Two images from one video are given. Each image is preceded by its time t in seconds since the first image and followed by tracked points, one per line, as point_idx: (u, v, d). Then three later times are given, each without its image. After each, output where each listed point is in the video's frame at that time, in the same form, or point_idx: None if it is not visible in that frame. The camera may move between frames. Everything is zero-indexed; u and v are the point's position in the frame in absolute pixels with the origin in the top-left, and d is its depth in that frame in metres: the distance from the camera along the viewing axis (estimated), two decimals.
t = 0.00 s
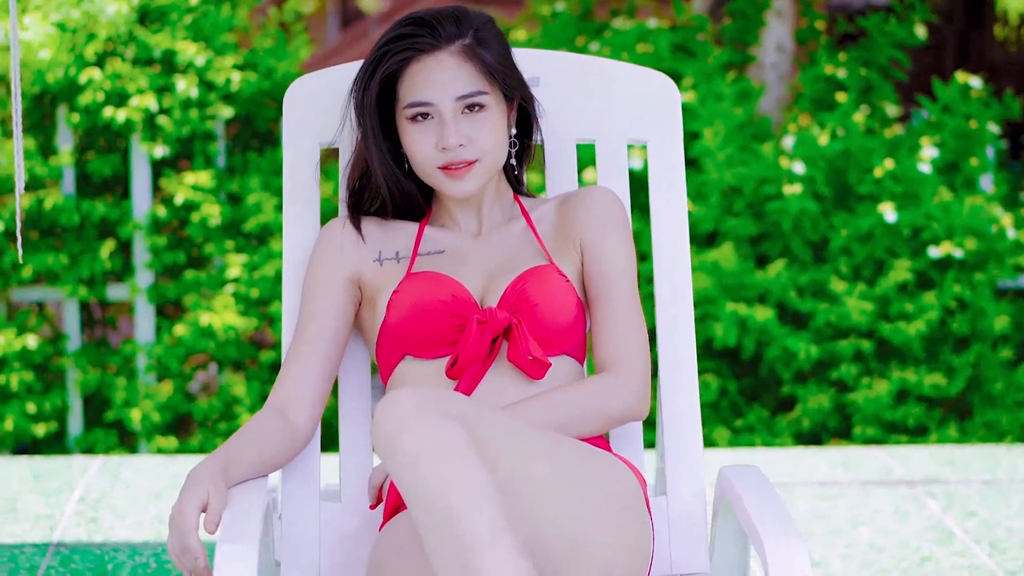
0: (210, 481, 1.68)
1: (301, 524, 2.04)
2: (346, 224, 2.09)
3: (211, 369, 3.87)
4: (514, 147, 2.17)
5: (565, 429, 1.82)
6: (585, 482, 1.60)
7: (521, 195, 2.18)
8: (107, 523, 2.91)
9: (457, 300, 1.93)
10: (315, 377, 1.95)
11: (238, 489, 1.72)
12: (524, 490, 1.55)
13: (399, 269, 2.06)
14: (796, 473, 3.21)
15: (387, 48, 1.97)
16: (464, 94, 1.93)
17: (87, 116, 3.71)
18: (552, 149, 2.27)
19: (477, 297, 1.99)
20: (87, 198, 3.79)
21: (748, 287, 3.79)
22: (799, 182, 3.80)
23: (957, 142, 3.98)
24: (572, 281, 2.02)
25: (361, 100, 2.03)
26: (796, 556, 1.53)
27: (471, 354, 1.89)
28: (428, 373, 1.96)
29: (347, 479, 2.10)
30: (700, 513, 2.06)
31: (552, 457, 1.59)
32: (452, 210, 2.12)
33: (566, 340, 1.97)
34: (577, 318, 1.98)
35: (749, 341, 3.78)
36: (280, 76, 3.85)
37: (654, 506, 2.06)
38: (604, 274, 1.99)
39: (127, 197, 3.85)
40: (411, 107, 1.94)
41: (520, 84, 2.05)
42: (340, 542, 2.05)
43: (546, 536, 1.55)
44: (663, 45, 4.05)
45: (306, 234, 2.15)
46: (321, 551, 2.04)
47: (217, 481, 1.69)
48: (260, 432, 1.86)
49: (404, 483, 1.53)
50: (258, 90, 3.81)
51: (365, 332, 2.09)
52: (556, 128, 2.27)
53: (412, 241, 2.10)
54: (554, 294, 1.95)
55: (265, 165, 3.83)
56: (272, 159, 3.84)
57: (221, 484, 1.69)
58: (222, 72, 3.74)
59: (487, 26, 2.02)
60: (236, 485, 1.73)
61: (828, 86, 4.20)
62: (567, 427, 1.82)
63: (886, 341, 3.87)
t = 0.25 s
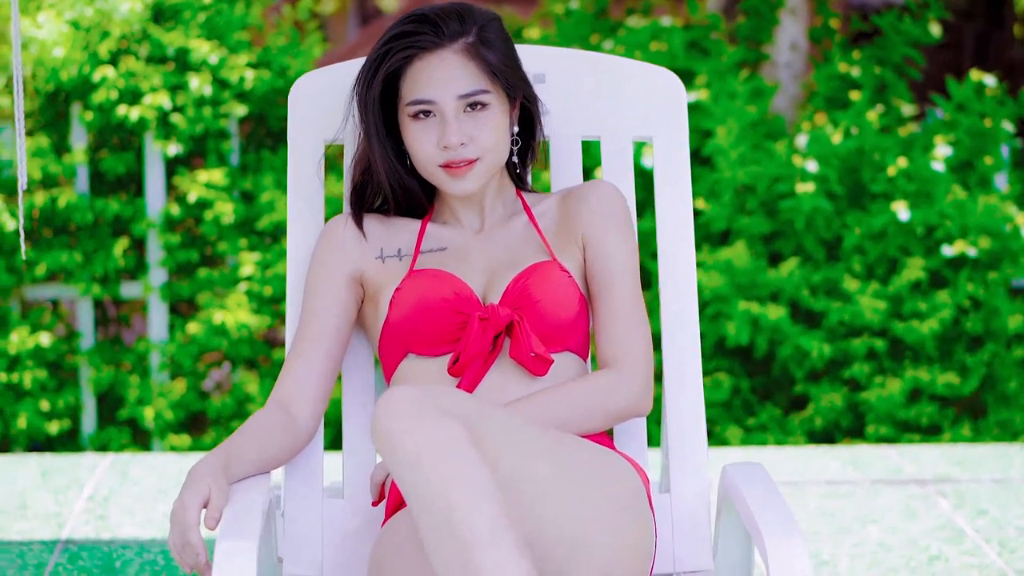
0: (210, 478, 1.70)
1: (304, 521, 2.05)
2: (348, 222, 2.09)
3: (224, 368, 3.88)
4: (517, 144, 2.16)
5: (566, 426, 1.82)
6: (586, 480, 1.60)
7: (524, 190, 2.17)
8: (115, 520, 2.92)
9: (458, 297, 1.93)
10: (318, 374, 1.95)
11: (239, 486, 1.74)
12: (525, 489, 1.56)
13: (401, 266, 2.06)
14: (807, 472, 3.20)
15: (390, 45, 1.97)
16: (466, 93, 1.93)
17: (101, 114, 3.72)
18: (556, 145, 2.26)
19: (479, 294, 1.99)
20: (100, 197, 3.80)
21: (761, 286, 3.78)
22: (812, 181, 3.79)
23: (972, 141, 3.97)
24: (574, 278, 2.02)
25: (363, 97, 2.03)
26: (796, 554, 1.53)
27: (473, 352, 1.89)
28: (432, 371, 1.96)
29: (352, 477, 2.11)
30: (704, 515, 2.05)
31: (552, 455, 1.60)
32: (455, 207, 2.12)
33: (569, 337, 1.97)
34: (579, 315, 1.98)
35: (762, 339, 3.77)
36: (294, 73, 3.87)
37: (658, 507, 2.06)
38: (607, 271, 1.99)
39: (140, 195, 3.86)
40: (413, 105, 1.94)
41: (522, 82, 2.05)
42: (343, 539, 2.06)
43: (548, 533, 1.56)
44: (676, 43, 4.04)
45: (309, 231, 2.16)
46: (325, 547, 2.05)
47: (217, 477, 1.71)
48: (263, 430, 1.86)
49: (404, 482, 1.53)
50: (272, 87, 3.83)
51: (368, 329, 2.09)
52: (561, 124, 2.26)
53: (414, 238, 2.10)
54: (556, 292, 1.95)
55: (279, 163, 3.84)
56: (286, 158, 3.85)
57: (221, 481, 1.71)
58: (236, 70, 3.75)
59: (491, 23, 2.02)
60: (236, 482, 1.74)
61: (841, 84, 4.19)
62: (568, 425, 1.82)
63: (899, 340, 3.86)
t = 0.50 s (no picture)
0: (208, 475, 1.69)
1: (302, 521, 2.06)
2: (344, 223, 2.10)
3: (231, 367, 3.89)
4: (514, 146, 2.15)
5: (563, 426, 1.82)
6: (582, 478, 1.61)
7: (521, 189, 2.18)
8: (118, 520, 2.93)
9: (454, 297, 1.93)
10: (314, 375, 1.96)
11: (236, 485, 1.74)
12: (524, 490, 1.56)
13: (398, 266, 2.06)
14: (812, 472, 3.20)
15: (387, 44, 1.97)
16: (463, 93, 1.92)
17: (108, 113, 3.73)
18: (556, 144, 2.27)
19: (476, 293, 1.99)
20: (108, 196, 3.81)
21: (767, 286, 3.78)
22: (818, 180, 3.77)
23: (979, 140, 3.96)
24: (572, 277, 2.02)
25: (361, 96, 2.03)
26: (792, 554, 1.52)
27: (469, 353, 1.89)
28: (429, 372, 1.96)
29: (350, 477, 2.12)
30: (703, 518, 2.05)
31: (549, 453, 1.60)
32: (451, 208, 2.13)
33: (566, 337, 1.97)
34: (576, 313, 1.98)
35: (768, 339, 3.77)
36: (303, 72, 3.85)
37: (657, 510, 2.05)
38: (604, 271, 1.99)
39: (148, 194, 3.87)
40: (409, 104, 1.94)
41: (519, 84, 2.05)
42: (341, 538, 2.06)
43: (545, 531, 1.56)
44: (684, 42, 4.04)
45: (307, 230, 2.16)
46: (323, 547, 2.05)
47: (215, 474, 1.71)
48: (260, 432, 1.86)
49: (402, 481, 1.52)
50: (280, 87, 3.83)
51: (365, 329, 2.09)
52: (560, 124, 2.26)
53: (412, 239, 2.10)
54: (553, 291, 1.95)
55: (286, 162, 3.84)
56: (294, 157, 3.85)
57: (218, 479, 1.71)
58: (244, 70, 3.75)
59: (490, 24, 2.01)
60: (233, 481, 1.74)
61: (849, 84, 4.18)
62: (565, 424, 1.82)
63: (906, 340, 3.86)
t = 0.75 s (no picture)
0: (203, 475, 1.69)
1: (299, 521, 2.06)
2: (339, 224, 2.10)
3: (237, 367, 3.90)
4: (509, 147, 2.16)
5: (557, 426, 1.82)
6: (576, 475, 1.62)
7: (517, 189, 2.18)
8: (119, 520, 2.94)
9: (449, 299, 1.93)
10: (309, 377, 1.96)
11: (232, 486, 1.74)
12: (517, 490, 1.56)
13: (393, 268, 2.06)
14: (815, 473, 3.20)
15: (383, 45, 1.97)
16: (459, 96, 1.92)
17: (114, 113, 3.73)
18: (554, 144, 2.27)
19: (470, 295, 1.99)
20: (113, 196, 3.81)
21: (772, 286, 3.78)
22: (823, 181, 3.77)
23: (985, 141, 3.95)
24: (567, 277, 2.02)
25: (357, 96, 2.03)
26: (785, 552, 1.52)
27: (464, 354, 1.90)
28: (427, 372, 1.97)
29: (346, 478, 2.12)
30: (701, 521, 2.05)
31: (542, 451, 1.60)
32: (446, 208, 2.13)
33: (562, 337, 1.97)
34: (572, 313, 1.98)
35: (773, 340, 3.77)
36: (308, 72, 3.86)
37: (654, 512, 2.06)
38: (599, 271, 1.99)
39: (154, 194, 3.88)
40: (405, 105, 1.93)
41: (515, 87, 2.05)
42: (337, 539, 2.07)
43: (538, 528, 1.57)
44: (689, 43, 4.03)
45: (304, 232, 2.17)
46: (319, 548, 2.06)
47: (211, 474, 1.70)
48: (255, 434, 1.87)
49: (394, 481, 1.52)
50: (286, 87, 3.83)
51: (361, 330, 2.10)
52: (559, 124, 2.27)
53: (407, 240, 2.11)
54: (548, 292, 1.95)
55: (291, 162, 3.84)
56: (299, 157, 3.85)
57: (214, 479, 1.71)
58: (249, 70, 3.75)
59: (486, 26, 2.01)
60: (228, 482, 1.74)
61: (855, 84, 4.18)
62: (559, 425, 1.82)
63: (911, 340, 3.85)
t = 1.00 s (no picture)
0: (203, 476, 1.70)
1: (298, 523, 2.06)
2: (339, 226, 2.10)
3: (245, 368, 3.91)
4: (507, 150, 2.16)
5: (555, 428, 1.83)
6: (575, 476, 1.62)
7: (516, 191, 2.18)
8: (123, 520, 2.95)
9: (446, 301, 1.94)
10: (308, 379, 1.97)
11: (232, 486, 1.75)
12: (515, 492, 1.57)
13: (391, 270, 2.06)
14: (820, 474, 3.20)
15: (383, 48, 1.97)
16: (459, 99, 1.92)
17: (122, 114, 3.73)
18: (555, 146, 2.27)
19: (469, 296, 2.00)
20: (121, 196, 3.82)
21: (778, 288, 3.78)
22: (830, 182, 3.76)
23: (992, 142, 3.95)
24: (566, 278, 2.02)
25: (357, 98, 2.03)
26: (782, 552, 1.53)
27: (463, 356, 1.90)
28: (428, 373, 1.97)
29: (346, 479, 2.12)
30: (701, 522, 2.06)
31: (540, 451, 1.61)
32: (445, 210, 2.13)
33: (561, 338, 1.97)
34: (571, 314, 1.98)
35: (780, 341, 3.76)
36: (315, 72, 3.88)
37: (654, 512, 2.06)
38: (598, 272, 1.99)
39: (161, 195, 3.89)
40: (405, 108, 1.93)
41: (515, 89, 2.05)
42: (337, 540, 2.07)
43: (537, 529, 1.57)
44: (696, 44, 4.03)
45: (304, 234, 2.17)
46: (318, 548, 2.06)
47: (211, 475, 1.71)
48: (254, 435, 1.87)
49: (391, 483, 1.53)
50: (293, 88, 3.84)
51: (361, 332, 2.10)
52: (560, 126, 2.27)
53: (405, 241, 2.11)
54: (546, 293, 1.96)
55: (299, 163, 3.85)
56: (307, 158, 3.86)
57: (213, 480, 1.71)
58: (256, 71, 3.75)
59: (487, 29, 2.01)
60: (228, 482, 1.75)
61: (862, 85, 4.18)
62: (557, 427, 1.83)
63: (918, 342, 3.85)
